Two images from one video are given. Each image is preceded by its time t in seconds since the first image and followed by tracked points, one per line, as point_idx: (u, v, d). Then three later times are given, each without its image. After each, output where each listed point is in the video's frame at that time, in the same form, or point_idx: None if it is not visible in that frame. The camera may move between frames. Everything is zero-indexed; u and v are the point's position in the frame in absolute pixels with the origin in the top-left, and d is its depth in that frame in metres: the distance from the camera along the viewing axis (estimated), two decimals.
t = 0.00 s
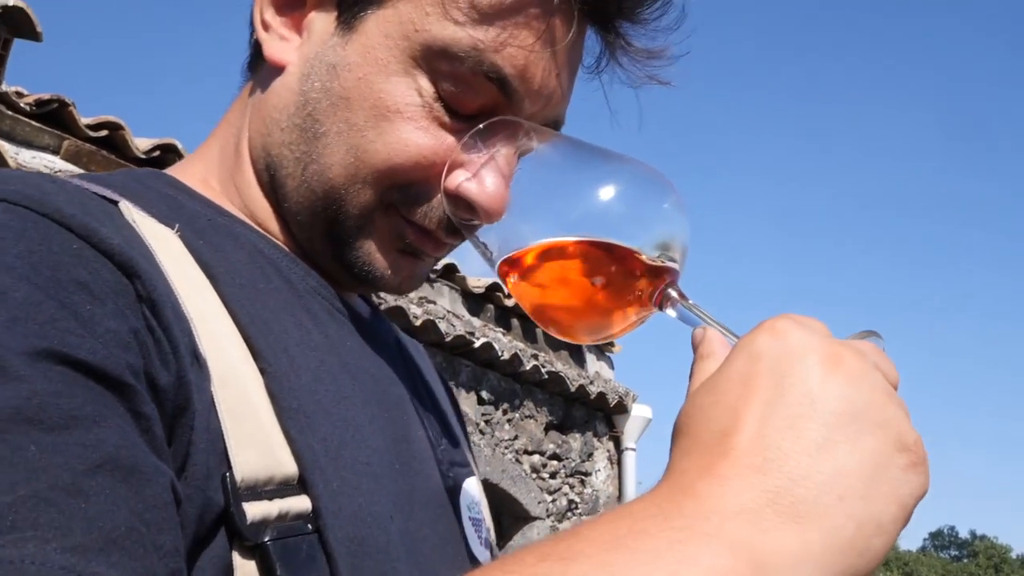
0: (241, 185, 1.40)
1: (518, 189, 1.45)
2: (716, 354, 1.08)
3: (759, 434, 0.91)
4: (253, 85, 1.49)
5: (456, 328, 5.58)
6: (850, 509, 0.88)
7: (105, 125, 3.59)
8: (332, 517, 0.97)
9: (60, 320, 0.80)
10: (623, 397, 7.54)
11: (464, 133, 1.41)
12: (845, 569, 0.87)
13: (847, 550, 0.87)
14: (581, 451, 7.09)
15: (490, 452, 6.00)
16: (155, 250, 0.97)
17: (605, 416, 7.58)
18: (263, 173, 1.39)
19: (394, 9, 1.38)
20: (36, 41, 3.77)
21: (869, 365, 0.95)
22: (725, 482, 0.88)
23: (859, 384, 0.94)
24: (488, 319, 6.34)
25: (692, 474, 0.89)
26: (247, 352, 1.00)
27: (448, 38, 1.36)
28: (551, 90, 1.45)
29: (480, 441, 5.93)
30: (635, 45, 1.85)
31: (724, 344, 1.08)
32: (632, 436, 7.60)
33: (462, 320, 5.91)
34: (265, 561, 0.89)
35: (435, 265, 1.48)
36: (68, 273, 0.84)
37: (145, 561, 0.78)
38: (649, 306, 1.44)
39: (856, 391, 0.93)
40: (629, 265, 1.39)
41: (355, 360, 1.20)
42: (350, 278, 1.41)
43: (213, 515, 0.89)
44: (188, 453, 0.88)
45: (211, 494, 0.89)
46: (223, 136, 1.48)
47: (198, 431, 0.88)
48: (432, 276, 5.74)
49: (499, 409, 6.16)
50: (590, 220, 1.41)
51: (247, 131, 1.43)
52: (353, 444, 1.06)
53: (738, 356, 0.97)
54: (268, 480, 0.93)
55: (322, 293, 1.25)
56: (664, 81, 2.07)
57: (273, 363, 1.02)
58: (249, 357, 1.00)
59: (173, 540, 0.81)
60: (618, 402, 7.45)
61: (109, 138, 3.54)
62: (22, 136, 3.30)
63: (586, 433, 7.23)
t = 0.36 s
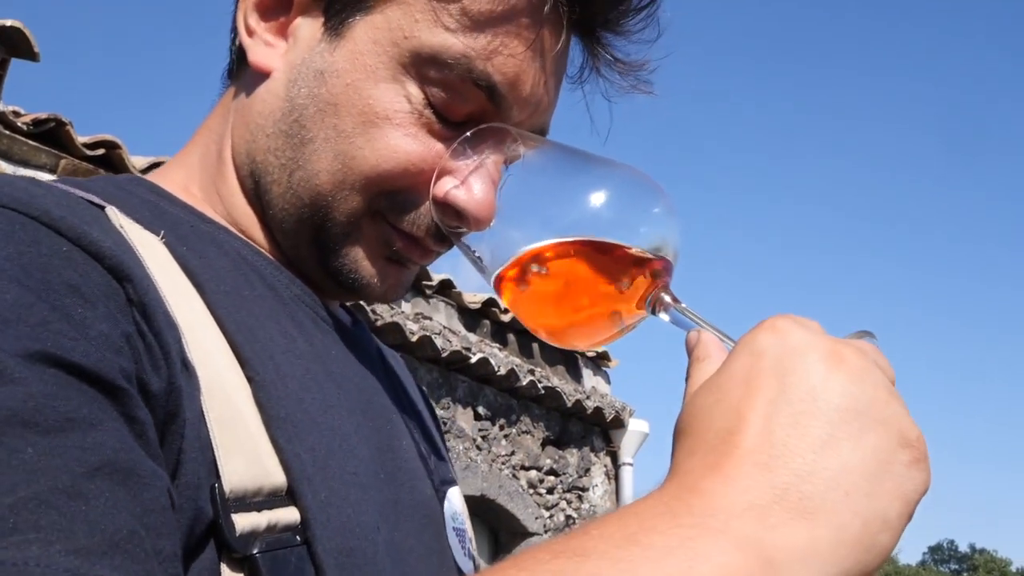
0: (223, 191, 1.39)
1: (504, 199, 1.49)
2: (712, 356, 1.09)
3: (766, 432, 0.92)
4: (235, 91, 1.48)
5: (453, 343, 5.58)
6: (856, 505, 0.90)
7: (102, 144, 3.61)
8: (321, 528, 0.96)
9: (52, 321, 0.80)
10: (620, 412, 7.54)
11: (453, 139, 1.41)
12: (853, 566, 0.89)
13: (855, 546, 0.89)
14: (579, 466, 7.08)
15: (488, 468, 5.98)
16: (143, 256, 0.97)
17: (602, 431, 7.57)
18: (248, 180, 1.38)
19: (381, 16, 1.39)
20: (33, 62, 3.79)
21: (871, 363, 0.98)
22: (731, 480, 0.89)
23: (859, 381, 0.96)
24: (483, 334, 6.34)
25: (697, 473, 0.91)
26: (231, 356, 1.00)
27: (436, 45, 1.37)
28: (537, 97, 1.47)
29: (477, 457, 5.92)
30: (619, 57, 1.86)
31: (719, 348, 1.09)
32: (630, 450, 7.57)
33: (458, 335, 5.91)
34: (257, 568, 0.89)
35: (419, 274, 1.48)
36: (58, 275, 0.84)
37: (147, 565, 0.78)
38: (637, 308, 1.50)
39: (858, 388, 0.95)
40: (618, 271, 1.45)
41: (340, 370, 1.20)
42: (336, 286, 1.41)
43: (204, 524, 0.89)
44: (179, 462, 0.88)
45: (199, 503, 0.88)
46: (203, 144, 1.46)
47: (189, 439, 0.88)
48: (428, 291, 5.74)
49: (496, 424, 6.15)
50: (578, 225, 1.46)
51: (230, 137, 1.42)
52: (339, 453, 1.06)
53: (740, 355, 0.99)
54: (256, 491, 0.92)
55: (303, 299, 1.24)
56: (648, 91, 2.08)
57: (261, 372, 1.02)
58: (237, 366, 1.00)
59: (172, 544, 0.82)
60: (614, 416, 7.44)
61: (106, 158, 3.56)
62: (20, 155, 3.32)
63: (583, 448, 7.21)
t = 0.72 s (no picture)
0: (220, 201, 1.40)
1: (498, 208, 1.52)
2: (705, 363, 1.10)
3: (762, 438, 0.93)
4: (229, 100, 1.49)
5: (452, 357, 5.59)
6: (852, 511, 0.91)
7: (103, 162, 3.64)
8: (319, 534, 0.97)
9: (54, 329, 0.81)
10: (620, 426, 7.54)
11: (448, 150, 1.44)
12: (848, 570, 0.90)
13: (851, 551, 0.90)
14: (579, 480, 7.08)
15: (488, 482, 5.98)
16: (142, 264, 0.98)
17: (603, 445, 7.57)
18: (244, 189, 1.40)
19: (377, 26, 1.42)
20: (33, 81, 3.81)
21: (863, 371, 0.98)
22: (728, 486, 0.90)
23: (854, 388, 0.96)
24: (483, 348, 6.35)
25: (696, 478, 0.92)
26: (230, 365, 1.01)
27: (431, 53, 1.39)
28: (531, 104, 1.50)
29: (477, 472, 5.92)
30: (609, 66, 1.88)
31: (711, 355, 1.11)
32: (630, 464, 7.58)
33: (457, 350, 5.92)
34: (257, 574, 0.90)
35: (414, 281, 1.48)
36: (61, 282, 0.85)
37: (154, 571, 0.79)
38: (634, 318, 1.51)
39: (852, 395, 0.96)
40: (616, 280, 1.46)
41: (335, 378, 1.21)
42: (332, 293, 1.42)
43: (205, 529, 0.89)
44: (179, 466, 0.88)
45: (200, 511, 0.89)
46: (199, 152, 1.47)
47: (189, 445, 0.89)
48: (427, 306, 5.75)
49: (496, 438, 6.15)
50: (572, 233, 1.48)
51: (226, 147, 1.43)
52: (335, 460, 1.06)
53: (736, 364, 0.99)
54: (255, 496, 0.94)
55: (296, 307, 1.25)
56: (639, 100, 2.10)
57: (258, 379, 1.03)
58: (234, 373, 1.01)
59: (177, 550, 0.83)
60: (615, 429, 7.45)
61: (106, 175, 3.58)
62: (21, 174, 3.35)
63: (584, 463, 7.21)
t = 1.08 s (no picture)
0: (221, 212, 1.41)
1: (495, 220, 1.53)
2: (699, 376, 1.13)
3: (757, 451, 0.94)
4: (230, 114, 1.51)
5: (453, 371, 5.60)
6: (843, 521, 0.92)
7: (105, 180, 3.67)
8: (323, 538, 0.99)
9: (63, 338, 0.83)
10: (621, 438, 7.55)
11: (448, 161, 1.46)
12: None
13: (842, 561, 0.91)
14: (581, 493, 7.07)
15: (491, 495, 5.98)
16: (147, 273, 1.00)
17: (605, 458, 7.57)
18: (246, 201, 1.41)
19: (377, 39, 1.43)
20: (36, 99, 3.83)
21: (854, 383, 1.00)
22: (723, 497, 0.92)
23: (845, 403, 0.98)
24: (484, 362, 6.36)
25: (692, 489, 0.93)
26: (234, 374, 1.02)
27: (431, 64, 1.41)
28: (528, 115, 1.52)
29: (480, 485, 5.92)
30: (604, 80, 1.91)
31: (705, 368, 1.13)
32: (633, 477, 7.56)
33: (458, 363, 5.93)
34: None
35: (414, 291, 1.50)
36: (69, 291, 0.87)
37: None
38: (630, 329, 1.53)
39: (843, 409, 0.97)
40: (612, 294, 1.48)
41: (337, 385, 1.22)
42: (333, 301, 1.44)
43: (208, 534, 0.90)
44: (184, 471, 0.90)
45: (205, 514, 0.90)
46: (200, 164, 1.48)
47: (194, 451, 0.90)
48: (429, 319, 5.76)
49: (498, 451, 6.16)
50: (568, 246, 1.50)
51: (228, 159, 1.44)
52: (337, 464, 1.08)
53: (731, 377, 1.01)
54: (260, 500, 0.95)
55: (298, 315, 1.27)
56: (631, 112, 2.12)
57: (262, 386, 1.04)
58: (238, 380, 1.02)
59: (183, 555, 0.85)
60: (617, 442, 7.45)
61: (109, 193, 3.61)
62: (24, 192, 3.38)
63: (587, 475, 7.21)
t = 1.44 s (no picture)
0: (226, 218, 1.42)
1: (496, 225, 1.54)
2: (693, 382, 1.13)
3: (746, 461, 0.95)
4: (235, 122, 1.52)
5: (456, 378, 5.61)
6: (830, 530, 0.92)
7: (108, 191, 3.70)
8: (328, 537, 0.99)
9: (72, 345, 0.84)
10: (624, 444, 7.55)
11: (450, 164, 1.46)
12: None
13: (829, 568, 0.91)
14: (585, 499, 7.07)
15: (495, 502, 5.99)
16: (155, 279, 1.01)
17: (609, 463, 7.57)
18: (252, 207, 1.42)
19: (378, 45, 1.45)
20: (40, 111, 3.86)
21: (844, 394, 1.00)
22: (713, 506, 0.92)
23: (836, 413, 0.98)
24: (487, 368, 6.36)
25: (683, 497, 0.94)
26: (241, 377, 1.03)
27: (433, 69, 1.43)
28: (529, 117, 1.53)
29: (484, 491, 5.92)
30: (604, 85, 1.92)
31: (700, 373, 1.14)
32: (638, 482, 7.51)
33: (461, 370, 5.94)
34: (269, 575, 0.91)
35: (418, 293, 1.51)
36: (76, 297, 0.88)
37: None
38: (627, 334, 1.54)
39: (832, 419, 0.97)
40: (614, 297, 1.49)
41: (341, 387, 1.23)
42: (338, 305, 1.45)
43: (216, 532, 0.92)
44: (191, 473, 0.91)
45: (213, 515, 0.92)
46: (204, 172, 1.49)
47: (201, 453, 0.91)
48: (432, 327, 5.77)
49: (502, 458, 6.16)
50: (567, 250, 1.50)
51: (233, 166, 1.46)
52: (342, 465, 1.09)
53: (722, 387, 1.01)
54: (267, 500, 0.95)
55: (304, 320, 1.27)
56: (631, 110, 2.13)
57: (268, 388, 1.05)
58: (245, 383, 1.03)
59: (189, 558, 0.85)
60: (621, 448, 7.45)
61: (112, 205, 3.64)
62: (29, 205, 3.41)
63: (591, 481, 7.20)
